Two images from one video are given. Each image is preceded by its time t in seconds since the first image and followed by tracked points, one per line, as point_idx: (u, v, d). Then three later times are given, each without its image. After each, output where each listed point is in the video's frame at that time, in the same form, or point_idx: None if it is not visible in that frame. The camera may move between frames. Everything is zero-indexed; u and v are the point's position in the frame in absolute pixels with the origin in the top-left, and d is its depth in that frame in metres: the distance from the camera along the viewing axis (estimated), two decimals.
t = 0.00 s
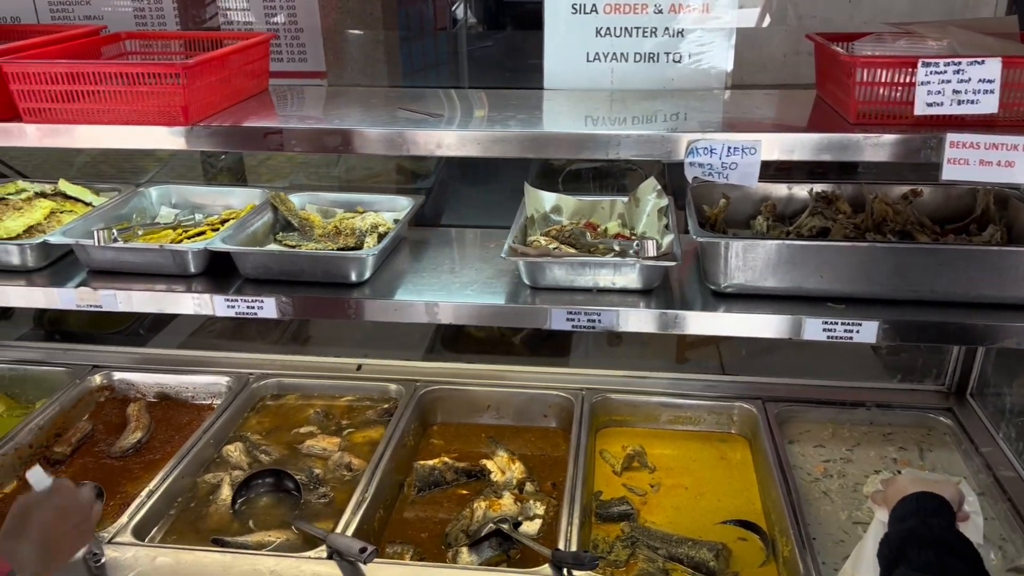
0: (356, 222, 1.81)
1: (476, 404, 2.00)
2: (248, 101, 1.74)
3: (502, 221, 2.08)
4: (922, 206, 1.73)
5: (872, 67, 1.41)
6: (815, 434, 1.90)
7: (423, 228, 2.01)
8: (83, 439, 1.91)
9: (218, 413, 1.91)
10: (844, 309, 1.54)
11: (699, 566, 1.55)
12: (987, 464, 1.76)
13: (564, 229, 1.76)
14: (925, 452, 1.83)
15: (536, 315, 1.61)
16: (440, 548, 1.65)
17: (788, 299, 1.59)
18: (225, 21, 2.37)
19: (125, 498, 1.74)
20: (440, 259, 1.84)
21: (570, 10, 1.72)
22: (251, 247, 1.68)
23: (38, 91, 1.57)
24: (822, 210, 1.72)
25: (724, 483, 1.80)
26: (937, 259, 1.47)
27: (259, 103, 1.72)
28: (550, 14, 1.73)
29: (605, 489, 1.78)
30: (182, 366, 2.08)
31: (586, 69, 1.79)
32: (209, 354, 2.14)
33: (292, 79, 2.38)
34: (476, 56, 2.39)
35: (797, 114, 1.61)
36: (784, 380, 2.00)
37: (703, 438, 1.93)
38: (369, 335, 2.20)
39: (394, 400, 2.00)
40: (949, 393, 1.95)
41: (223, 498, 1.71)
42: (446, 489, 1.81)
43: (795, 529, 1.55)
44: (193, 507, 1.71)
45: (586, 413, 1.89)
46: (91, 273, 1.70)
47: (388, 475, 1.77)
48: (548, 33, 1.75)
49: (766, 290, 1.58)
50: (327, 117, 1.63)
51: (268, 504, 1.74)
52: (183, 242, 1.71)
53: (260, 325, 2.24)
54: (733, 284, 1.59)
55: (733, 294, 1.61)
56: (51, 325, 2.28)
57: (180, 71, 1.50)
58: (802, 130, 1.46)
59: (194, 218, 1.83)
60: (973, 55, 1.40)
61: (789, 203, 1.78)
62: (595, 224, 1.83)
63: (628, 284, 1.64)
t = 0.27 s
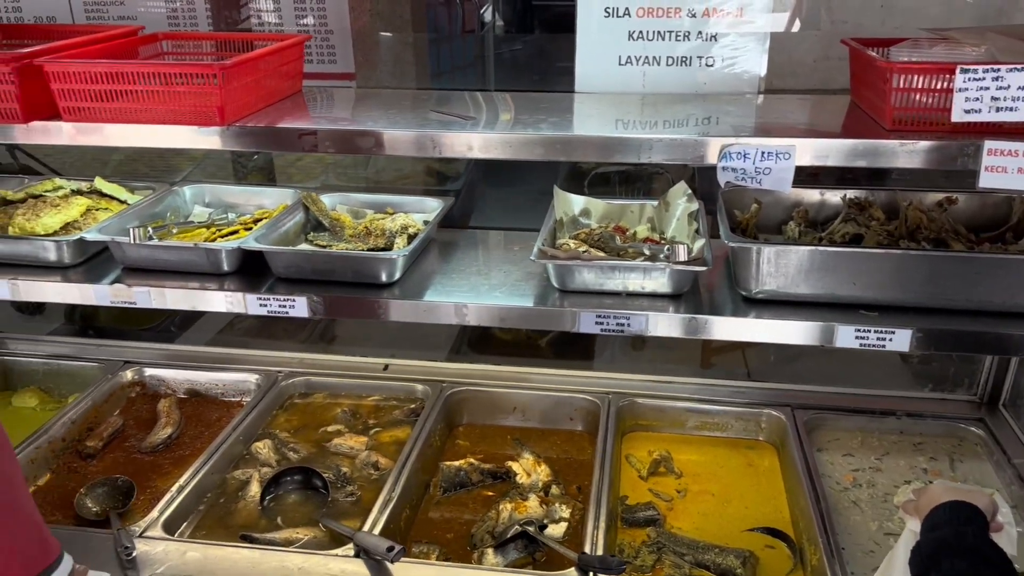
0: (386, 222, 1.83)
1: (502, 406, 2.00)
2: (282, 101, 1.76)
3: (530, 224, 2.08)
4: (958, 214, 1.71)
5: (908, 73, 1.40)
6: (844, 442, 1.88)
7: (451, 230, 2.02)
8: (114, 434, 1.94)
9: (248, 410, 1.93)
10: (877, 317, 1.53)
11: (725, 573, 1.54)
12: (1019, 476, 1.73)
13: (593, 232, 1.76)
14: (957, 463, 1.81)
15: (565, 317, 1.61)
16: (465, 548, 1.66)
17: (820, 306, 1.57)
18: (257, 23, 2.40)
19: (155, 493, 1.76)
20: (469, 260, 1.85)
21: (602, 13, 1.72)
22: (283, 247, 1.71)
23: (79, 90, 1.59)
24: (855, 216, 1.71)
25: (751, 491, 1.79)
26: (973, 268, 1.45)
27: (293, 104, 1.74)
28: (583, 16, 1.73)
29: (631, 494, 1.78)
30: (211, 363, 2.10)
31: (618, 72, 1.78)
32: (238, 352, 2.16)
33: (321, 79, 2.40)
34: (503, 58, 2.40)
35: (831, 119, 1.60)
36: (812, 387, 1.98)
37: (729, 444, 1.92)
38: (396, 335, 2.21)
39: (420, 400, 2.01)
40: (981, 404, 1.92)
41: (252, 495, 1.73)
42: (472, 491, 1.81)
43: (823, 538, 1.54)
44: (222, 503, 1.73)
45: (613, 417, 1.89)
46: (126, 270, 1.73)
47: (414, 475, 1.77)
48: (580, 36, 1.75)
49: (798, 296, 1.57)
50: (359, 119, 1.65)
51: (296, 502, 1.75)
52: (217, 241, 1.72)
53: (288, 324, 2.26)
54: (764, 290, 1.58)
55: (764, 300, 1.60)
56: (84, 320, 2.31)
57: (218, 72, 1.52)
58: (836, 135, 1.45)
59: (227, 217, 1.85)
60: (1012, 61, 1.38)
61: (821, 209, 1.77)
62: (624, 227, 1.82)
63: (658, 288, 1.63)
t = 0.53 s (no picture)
0: (421, 224, 1.84)
1: (531, 410, 2.00)
2: (319, 103, 1.77)
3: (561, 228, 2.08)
4: (1000, 223, 1.68)
5: (952, 80, 1.38)
6: (879, 453, 1.85)
7: (483, 233, 2.02)
8: (148, 430, 1.96)
9: (280, 409, 1.95)
10: (917, 327, 1.51)
11: None
12: None
13: (627, 237, 1.75)
14: (995, 476, 1.77)
15: (598, 322, 1.60)
16: (494, 552, 1.66)
17: (859, 314, 1.55)
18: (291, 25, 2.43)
19: (188, 490, 1.78)
20: (501, 264, 1.85)
21: (640, 17, 1.73)
22: (317, 247, 1.73)
23: (122, 90, 1.61)
24: (894, 224, 1.69)
25: (783, 500, 1.77)
26: (1017, 278, 1.43)
27: (330, 106, 1.75)
28: (619, 22, 1.74)
29: (661, 501, 1.77)
30: (244, 361, 2.12)
31: (654, 76, 1.78)
32: (269, 351, 2.18)
33: (354, 82, 2.46)
34: (535, 61, 2.38)
35: (870, 125, 1.58)
36: (846, 397, 1.95)
37: (761, 453, 1.90)
38: (425, 337, 2.22)
39: (450, 402, 2.02)
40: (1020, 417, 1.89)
41: (284, 493, 1.74)
42: (501, 494, 1.81)
43: (858, 550, 1.52)
44: (254, 501, 1.74)
45: (643, 423, 1.88)
46: (163, 268, 1.75)
47: (444, 477, 1.78)
48: (616, 39, 1.76)
49: (835, 304, 1.55)
50: (395, 121, 1.66)
51: (327, 501, 1.76)
52: (254, 241, 1.74)
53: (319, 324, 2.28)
54: (802, 298, 1.56)
55: (801, 308, 1.59)
56: (119, 318, 2.34)
57: (258, 74, 1.53)
58: (877, 142, 1.44)
59: (263, 218, 1.87)
60: None
61: (859, 216, 1.75)
62: (657, 232, 1.82)
63: (692, 294, 1.62)
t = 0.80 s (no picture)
0: (453, 228, 1.84)
1: (560, 415, 1.99)
2: (356, 107, 1.79)
3: (591, 233, 2.08)
4: None
5: (996, 89, 1.36)
6: (913, 466, 1.82)
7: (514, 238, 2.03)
8: (180, 428, 1.98)
9: (311, 409, 1.96)
10: (957, 338, 1.48)
11: None
12: None
13: (660, 243, 1.74)
14: None
15: (630, 328, 1.59)
16: (523, 557, 1.65)
17: (897, 325, 1.53)
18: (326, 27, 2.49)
19: (219, 488, 1.79)
20: (533, 268, 1.85)
21: (677, 22, 1.72)
22: (351, 249, 1.75)
23: (162, 92, 1.63)
24: (932, 234, 1.66)
25: (815, 512, 1.75)
26: None
27: (366, 110, 1.76)
28: (656, 27, 1.73)
29: (691, 510, 1.75)
30: (275, 361, 2.14)
31: (690, 82, 1.77)
32: (299, 351, 2.20)
33: (387, 86, 2.48)
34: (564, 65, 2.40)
35: (909, 133, 1.56)
36: (879, 408, 1.93)
37: (794, 464, 1.88)
38: (454, 340, 2.22)
39: (479, 406, 2.02)
40: None
41: (314, 493, 1.75)
42: (529, 499, 1.81)
43: (892, 564, 1.49)
44: (285, 500, 1.76)
45: (673, 431, 1.87)
46: (199, 268, 1.77)
47: (473, 481, 1.77)
48: (652, 45, 1.76)
49: (873, 314, 1.53)
50: (430, 125, 1.67)
51: (357, 502, 1.76)
52: (289, 242, 1.78)
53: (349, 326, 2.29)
54: (838, 308, 1.54)
55: (837, 317, 1.57)
56: (152, 316, 2.37)
57: (297, 77, 1.55)
58: (917, 150, 1.42)
59: (298, 219, 1.90)
60: None
61: (896, 225, 1.73)
62: (691, 239, 1.80)
63: (727, 302, 1.61)
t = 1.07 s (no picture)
0: (489, 233, 1.85)
1: (593, 422, 1.99)
2: (395, 113, 1.81)
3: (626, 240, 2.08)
4: None
5: None
6: (952, 481, 1.80)
7: (549, 244, 2.03)
8: (217, 427, 2.01)
9: (345, 410, 1.98)
10: (1002, 352, 1.46)
11: None
12: None
13: (696, 251, 1.74)
14: None
15: (667, 336, 1.59)
16: (555, 563, 1.65)
17: (940, 337, 1.51)
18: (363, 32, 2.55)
19: (255, 487, 1.81)
20: (568, 274, 1.86)
21: (718, 30, 1.72)
22: (389, 252, 1.76)
23: (206, 96, 1.66)
24: (975, 246, 1.63)
25: (851, 525, 1.73)
26: None
27: (403, 116, 1.78)
28: (696, 30, 1.74)
29: (725, 521, 1.74)
30: (310, 362, 2.16)
31: (730, 89, 1.76)
32: (334, 353, 2.22)
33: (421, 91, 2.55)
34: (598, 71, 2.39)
35: (953, 144, 1.55)
36: (917, 421, 1.90)
37: (829, 476, 1.87)
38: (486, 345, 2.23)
39: (512, 411, 2.02)
40: None
41: (348, 494, 1.77)
42: (561, 505, 1.80)
43: None
44: (319, 501, 1.77)
45: (707, 440, 1.86)
46: (240, 270, 1.80)
47: (505, 486, 1.78)
48: (692, 53, 1.76)
49: (914, 326, 1.51)
50: (469, 131, 1.68)
51: (390, 504, 1.77)
52: (327, 245, 1.80)
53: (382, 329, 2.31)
54: (879, 319, 1.53)
55: (878, 329, 1.55)
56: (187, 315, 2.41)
57: (340, 83, 1.57)
58: (962, 161, 1.41)
59: (336, 223, 1.93)
60: None
61: (938, 236, 1.71)
62: (728, 247, 1.80)
63: (766, 311, 1.60)
